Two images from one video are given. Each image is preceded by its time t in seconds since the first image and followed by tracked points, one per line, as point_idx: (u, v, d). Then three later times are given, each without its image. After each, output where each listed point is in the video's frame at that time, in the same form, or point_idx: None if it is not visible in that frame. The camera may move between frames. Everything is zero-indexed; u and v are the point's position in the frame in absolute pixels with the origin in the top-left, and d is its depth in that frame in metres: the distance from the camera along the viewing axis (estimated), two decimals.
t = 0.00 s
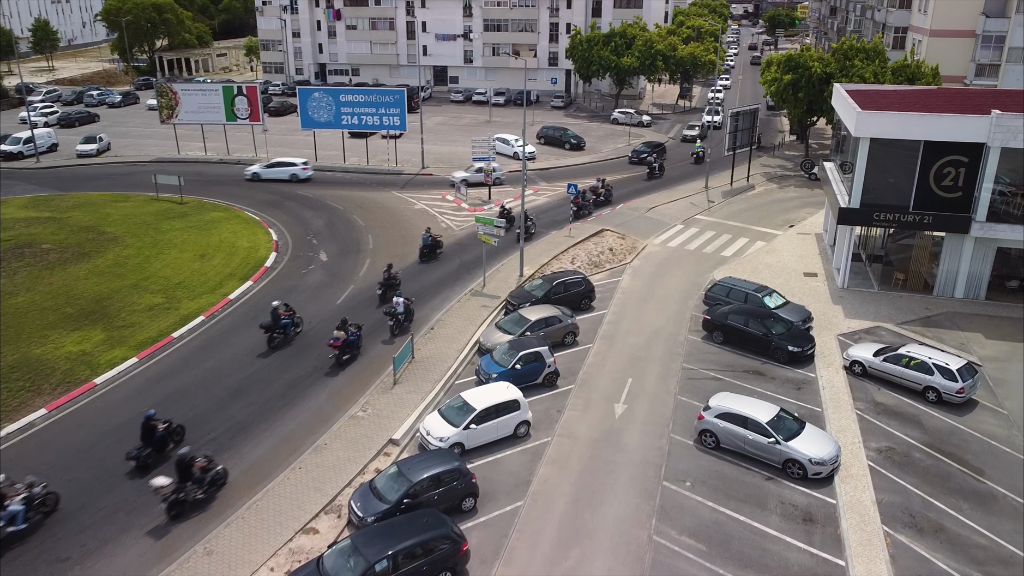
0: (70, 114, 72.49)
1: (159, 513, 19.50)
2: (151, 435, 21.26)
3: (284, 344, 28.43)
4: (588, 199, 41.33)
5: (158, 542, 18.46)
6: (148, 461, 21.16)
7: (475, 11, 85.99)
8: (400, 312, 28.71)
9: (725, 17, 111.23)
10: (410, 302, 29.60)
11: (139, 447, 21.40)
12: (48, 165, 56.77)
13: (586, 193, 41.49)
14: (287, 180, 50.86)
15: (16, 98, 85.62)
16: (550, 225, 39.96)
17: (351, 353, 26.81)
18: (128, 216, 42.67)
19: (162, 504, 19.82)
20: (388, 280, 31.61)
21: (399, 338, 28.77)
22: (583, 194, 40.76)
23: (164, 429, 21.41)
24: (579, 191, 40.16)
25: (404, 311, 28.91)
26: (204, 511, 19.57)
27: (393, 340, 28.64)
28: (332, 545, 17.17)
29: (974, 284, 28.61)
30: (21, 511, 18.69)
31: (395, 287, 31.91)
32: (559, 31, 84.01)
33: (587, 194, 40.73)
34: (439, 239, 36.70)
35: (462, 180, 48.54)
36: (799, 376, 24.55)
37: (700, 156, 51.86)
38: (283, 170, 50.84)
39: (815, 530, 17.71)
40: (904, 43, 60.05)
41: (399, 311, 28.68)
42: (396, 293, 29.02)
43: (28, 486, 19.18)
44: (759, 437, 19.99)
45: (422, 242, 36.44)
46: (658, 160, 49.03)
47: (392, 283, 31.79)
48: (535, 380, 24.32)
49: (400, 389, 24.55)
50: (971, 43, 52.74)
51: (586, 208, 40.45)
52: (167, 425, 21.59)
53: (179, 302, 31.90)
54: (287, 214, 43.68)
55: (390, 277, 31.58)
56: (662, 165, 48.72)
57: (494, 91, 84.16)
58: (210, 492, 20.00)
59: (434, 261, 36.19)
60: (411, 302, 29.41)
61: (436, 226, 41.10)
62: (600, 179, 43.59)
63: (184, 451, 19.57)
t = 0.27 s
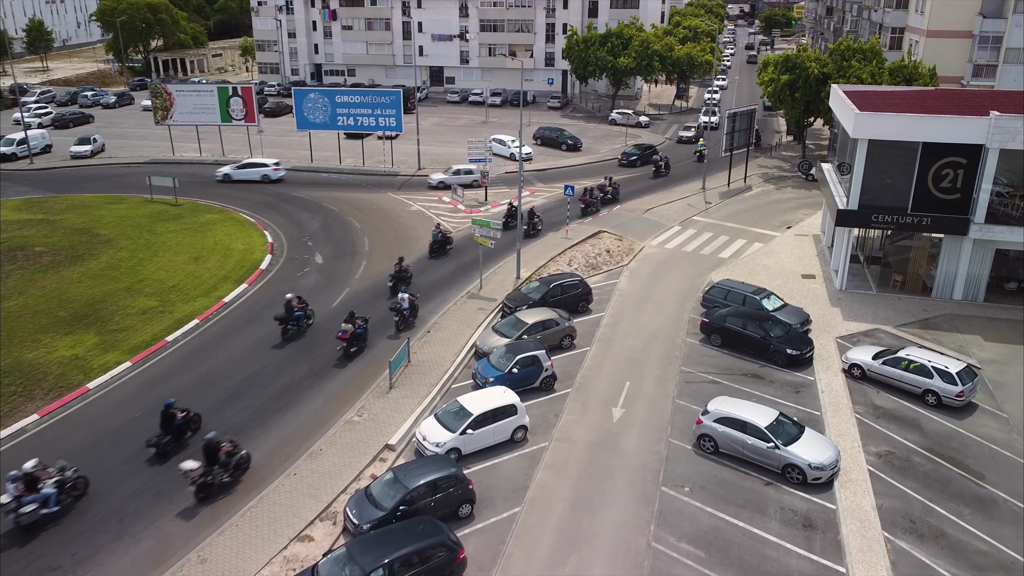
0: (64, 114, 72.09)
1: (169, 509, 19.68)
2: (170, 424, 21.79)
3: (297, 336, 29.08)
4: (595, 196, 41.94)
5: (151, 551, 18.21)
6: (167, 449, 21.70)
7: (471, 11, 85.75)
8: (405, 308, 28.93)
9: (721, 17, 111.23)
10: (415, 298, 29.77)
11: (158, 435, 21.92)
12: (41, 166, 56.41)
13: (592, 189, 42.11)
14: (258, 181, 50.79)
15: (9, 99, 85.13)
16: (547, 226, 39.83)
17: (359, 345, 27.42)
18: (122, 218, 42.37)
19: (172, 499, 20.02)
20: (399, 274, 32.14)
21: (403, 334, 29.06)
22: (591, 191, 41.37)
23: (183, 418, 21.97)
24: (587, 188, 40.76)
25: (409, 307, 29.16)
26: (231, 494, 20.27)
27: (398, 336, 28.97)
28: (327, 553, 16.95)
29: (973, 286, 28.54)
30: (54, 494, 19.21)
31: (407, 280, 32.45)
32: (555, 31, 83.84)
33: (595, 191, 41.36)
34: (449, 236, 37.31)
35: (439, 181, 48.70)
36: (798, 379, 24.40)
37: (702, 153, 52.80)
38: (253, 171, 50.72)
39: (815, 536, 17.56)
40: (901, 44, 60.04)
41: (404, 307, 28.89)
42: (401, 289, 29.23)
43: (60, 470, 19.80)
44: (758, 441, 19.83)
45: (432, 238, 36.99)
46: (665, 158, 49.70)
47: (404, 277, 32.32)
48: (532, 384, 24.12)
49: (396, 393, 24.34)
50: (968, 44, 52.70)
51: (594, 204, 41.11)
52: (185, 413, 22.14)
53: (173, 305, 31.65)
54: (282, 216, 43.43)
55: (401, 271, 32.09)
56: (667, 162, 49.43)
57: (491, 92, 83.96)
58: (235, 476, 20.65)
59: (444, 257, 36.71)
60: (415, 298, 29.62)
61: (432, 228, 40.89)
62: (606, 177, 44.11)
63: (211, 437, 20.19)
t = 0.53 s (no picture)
0: (58, 116, 71.72)
1: (162, 518, 19.40)
2: (187, 412, 22.43)
3: (310, 329, 29.77)
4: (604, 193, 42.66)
5: (143, 560, 17.97)
6: (185, 436, 22.35)
7: (467, 12, 85.55)
8: (412, 303, 29.43)
9: (717, 17, 111.24)
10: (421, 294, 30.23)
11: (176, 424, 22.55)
12: (35, 168, 56.05)
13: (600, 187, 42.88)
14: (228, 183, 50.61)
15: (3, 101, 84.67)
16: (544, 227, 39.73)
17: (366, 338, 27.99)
18: (117, 220, 42.09)
19: (165, 508, 19.76)
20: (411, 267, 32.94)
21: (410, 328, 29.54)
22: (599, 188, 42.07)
23: (200, 407, 22.62)
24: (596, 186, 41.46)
25: (416, 302, 29.64)
26: (254, 478, 20.99)
27: (405, 329, 29.46)
28: (322, 562, 16.74)
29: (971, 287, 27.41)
30: (83, 478, 19.84)
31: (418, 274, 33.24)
32: (552, 32, 83.71)
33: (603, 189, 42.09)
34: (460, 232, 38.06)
35: (416, 183, 48.50)
36: (797, 383, 24.24)
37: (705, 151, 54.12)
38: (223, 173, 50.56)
39: (816, 542, 17.40)
40: (898, 44, 60.04)
41: (411, 302, 29.39)
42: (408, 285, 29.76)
43: (88, 456, 20.42)
44: (757, 446, 19.68)
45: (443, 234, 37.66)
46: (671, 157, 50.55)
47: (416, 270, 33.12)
48: (530, 388, 23.94)
49: (392, 398, 24.13)
50: (965, 44, 52.65)
51: (602, 202, 41.82)
52: (201, 403, 22.77)
53: (167, 309, 31.39)
54: (277, 218, 43.20)
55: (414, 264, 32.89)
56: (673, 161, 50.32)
57: (487, 93, 83.80)
58: (258, 461, 21.36)
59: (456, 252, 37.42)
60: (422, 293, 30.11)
61: (428, 230, 40.68)
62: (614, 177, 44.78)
63: (236, 423, 20.91)
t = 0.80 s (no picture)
0: (52, 117, 71.26)
1: (153, 529, 19.06)
2: (206, 401, 23.12)
3: (323, 320, 30.57)
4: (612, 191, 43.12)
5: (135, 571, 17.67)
6: (204, 425, 23.04)
7: (463, 12, 85.24)
8: (421, 296, 30.33)
9: (714, 18, 111.11)
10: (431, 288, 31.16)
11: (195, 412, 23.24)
12: (28, 170, 55.63)
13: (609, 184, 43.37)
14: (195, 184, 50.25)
15: None
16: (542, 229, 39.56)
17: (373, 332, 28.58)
18: (110, 223, 41.73)
19: (157, 518, 19.44)
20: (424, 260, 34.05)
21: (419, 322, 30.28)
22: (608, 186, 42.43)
23: (218, 397, 23.33)
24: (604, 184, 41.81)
25: (425, 295, 30.53)
26: (279, 460, 21.82)
27: (413, 322, 30.20)
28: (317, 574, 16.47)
29: (971, 291, 28.35)
30: (115, 463, 20.44)
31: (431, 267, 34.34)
32: (548, 32, 83.50)
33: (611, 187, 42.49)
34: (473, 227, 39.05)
35: (386, 185, 47.94)
36: (796, 388, 24.03)
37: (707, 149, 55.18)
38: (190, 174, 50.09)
39: (817, 551, 17.20)
40: (895, 45, 59.92)
41: (419, 295, 30.30)
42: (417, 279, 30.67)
43: (119, 441, 21.03)
44: (757, 453, 19.47)
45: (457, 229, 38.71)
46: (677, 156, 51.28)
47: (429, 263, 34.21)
48: (527, 394, 23.71)
49: (388, 404, 23.87)
50: (963, 45, 52.49)
51: (610, 199, 42.18)
52: (220, 393, 23.49)
53: (161, 313, 31.08)
54: (273, 220, 42.92)
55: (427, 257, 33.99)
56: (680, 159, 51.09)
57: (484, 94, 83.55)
58: (281, 445, 22.17)
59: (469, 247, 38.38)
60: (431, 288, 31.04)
61: (424, 232, 40.43)
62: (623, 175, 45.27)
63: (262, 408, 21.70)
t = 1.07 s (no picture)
0: (47, 119, 70.90)
1: (145, 539, 18.78)
2: (222, 393, 23.70)
3: (335, 314, 31.22)
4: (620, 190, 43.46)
5: None
6: (219, 416, 23.58)
7: (461, 13, 84.96)
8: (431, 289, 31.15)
9: (712, 18, 110.90)
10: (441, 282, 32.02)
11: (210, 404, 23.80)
12: (23, 172, 55.29)
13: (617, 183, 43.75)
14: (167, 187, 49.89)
15: None
16: (541, 231, 39.41)
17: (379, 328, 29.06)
18: (105, 225, 41.46)
19: (150, 527, 19.17)
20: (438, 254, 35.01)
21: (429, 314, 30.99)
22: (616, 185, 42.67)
23: (233, 389, 23.90)
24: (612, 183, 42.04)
25: (435, 289, 31.36)
26: (298, 447, 22.46)
27: (423, 315, 30.84)
28: None
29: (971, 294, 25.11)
30: (140, 450, 21.07)
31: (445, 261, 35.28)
32: (546, 33, 83.28)
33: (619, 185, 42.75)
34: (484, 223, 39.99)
35: (360, 189, 47.79)
36: (797, 393, 23.82)
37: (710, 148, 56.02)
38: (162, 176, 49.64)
39: (819, 559, 17.00)
40: (894, 46, 59.74)
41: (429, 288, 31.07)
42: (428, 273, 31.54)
43: (143, 429, 21.69)
44: (758, 459, 19.28)
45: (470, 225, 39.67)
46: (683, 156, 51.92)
47: (443, 257, 35.19)
48: (526, 400, 23.50)
49: (384, 409, 23.66)
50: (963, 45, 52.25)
51: (619, 197, 42.43)
52: (235, 385, 24.06)
53: (156, 317, 30.85)
54: (270, 222, 42.70)
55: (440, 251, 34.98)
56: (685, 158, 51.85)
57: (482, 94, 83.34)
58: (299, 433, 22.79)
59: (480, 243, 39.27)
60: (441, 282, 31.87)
61: (421, 235, 40.22)
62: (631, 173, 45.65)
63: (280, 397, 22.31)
